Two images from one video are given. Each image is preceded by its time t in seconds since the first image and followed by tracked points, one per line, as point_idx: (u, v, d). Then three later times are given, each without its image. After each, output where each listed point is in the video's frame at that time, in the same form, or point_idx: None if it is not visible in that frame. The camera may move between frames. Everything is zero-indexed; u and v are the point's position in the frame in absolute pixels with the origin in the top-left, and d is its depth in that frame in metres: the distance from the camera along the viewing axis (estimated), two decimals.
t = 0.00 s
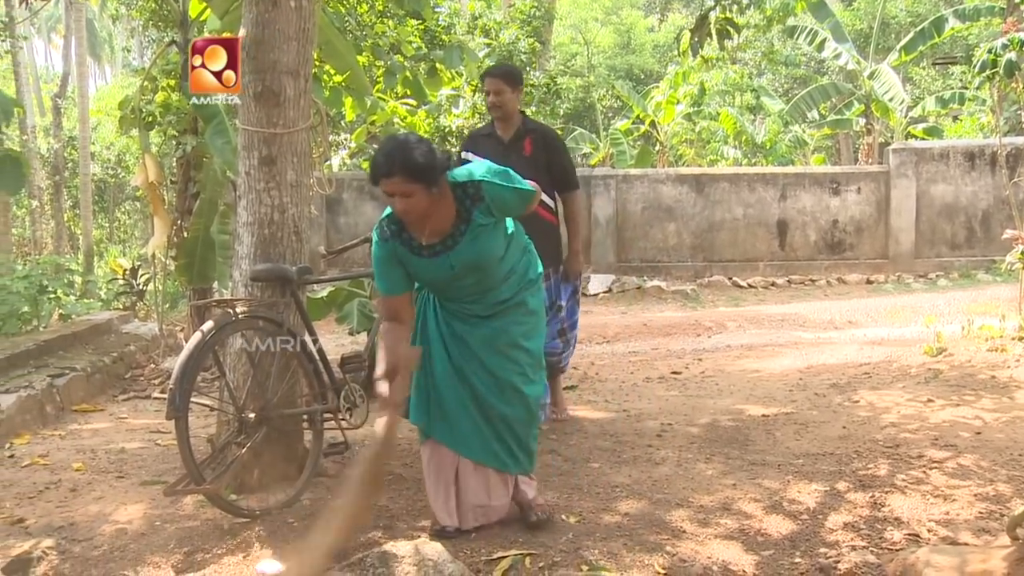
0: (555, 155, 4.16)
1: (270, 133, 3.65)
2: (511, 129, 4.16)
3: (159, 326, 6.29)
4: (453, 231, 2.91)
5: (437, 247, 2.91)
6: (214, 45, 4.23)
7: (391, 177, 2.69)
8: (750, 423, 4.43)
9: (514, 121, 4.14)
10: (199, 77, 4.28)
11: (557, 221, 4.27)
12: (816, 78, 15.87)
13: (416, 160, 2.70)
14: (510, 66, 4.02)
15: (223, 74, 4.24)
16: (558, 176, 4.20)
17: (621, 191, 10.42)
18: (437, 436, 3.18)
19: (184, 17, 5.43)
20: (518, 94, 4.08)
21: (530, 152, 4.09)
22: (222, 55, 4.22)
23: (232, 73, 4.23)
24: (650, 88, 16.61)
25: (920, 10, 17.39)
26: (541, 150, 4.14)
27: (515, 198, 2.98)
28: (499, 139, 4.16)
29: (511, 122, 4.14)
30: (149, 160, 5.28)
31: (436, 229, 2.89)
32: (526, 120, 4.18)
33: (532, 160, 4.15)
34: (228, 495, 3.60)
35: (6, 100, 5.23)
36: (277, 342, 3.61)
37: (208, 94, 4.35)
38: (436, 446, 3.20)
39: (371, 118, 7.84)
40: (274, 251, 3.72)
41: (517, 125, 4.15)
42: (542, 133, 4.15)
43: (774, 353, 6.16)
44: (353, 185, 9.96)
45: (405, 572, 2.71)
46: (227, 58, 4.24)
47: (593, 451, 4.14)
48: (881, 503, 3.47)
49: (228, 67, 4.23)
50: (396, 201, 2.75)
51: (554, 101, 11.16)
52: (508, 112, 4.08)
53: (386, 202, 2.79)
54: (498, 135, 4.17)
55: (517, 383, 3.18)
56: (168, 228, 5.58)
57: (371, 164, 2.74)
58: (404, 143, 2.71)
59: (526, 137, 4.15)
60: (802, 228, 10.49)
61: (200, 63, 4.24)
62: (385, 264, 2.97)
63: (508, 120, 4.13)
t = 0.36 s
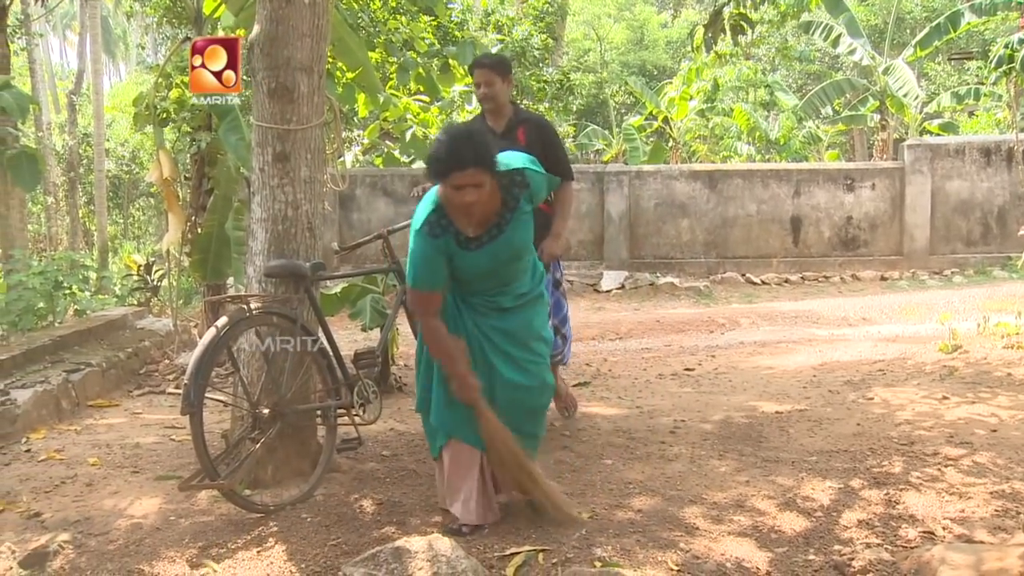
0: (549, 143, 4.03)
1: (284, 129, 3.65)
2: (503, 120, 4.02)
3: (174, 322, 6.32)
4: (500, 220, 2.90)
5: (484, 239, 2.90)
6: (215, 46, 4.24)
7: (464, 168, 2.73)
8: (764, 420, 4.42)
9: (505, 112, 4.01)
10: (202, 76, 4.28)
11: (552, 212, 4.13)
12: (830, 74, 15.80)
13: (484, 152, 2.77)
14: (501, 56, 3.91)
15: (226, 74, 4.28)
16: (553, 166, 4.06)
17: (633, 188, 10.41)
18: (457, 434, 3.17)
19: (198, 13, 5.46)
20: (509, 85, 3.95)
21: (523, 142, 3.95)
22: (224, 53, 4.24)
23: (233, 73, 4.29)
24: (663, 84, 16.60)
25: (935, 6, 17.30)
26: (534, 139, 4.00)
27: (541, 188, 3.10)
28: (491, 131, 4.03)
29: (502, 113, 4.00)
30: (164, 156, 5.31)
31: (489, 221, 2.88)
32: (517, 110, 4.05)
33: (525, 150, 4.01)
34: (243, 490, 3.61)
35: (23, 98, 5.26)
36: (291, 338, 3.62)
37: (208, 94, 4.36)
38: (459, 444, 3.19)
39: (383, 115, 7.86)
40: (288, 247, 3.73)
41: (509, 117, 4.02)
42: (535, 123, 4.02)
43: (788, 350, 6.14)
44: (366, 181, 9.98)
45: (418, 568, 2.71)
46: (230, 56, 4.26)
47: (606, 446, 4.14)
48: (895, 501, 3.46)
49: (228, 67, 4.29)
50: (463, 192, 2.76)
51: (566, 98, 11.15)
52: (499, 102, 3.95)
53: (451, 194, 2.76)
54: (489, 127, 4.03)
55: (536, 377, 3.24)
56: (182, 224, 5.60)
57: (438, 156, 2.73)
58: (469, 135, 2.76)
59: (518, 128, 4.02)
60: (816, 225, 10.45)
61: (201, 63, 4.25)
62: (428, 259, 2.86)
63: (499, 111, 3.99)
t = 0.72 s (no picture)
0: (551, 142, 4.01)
1: (287, 128, 3.65)
2: (507, 117, 3.98)
3: (177, 321, 6.33)
4: (552, 219, 2.93)
5: (537, 236, 2.90)
6: (215, 46, 4.26)
7: (547, 163, 2.71)
8: (767, 419, 4.42)
9: (507, 109, 3.98)
10: (201, 76, 4.34)
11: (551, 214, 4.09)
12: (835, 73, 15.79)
13: (563, 151, 2.76)
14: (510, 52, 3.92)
15: (224, 74, 4.34)
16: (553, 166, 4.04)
17: (637, 187, 10.40)
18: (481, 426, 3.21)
19: (202, 12, 5.47)
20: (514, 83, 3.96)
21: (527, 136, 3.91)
22: (223, 55, 4.27)
23: (233, 73, 4.34)
24: (667, 83, 16.60)
25: (940, 5, 17.29)
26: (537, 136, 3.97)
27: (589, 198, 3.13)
28: (492, 127, 3.98)
29: (506, 109, 3.97)
30: (167, 156, 5.32)
31: (542, 217, 2.90)
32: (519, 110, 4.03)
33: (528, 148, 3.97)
34: (247, 490, 3.60)
35: (27, 97, 5.27)
36: (295, 338, 3.62)
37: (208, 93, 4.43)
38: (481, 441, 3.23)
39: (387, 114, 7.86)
40: (292, 246, 3.73)
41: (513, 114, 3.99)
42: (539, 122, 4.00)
43: (791, 349, 6.13)
44: (369, 181, 9.99)
45: (422, 567, 2.72)
46: (228, 56, 4.29)
47: (609, 446, 4.14)
48: (899, 500, 3.45)
49: (226, 67, 4.35)
50: (538, 187, 2.74)
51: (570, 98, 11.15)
52: (503, 97, 3.92)
53: (525, 187, 2.73)
54: (491, 123, 3.99)
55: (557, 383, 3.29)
56: (186, 223, 5.61)
57: (518, 148, 2.70)
58: (548, 131, 2.74)
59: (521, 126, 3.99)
60: (820, 224, 10.44)
61: (201, 64, 4.32)
62: (478, 245, 2.81)
63: (503, 107, 3.96)
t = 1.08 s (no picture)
0: (550, 141, 4.02)
1: (282, 129, 3.65)
2: (507, 116, 3.98)
3: (172, 322, 6.32)
4: (617, 223, 2.93)
5: (605, 238, 2.91)
6: (215, 45, 4.18)
7: (620, 165, 2.74)
8: (763, 420, 4.43)
9: (508, 108, 3.97)
10: (202, 76, 4.21)
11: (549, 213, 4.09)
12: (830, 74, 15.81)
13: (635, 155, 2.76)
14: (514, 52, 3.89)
15: (224, 74, 4.20)
16: (550, 166, 4.05)
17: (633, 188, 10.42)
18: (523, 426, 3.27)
19: (196, 12, 5.47)
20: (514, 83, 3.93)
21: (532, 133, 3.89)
22: (224, 53, 4.17)
23: (233, 72, 4.20)
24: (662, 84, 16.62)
25: (934, 5, 17.32)
26: (537, 135, 3.98)
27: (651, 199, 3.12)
28: (493, 126, 3.98)
29: (508, 107, 3.95)
30: (162, 156, 5.32)
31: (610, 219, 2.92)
32: (518, 110, 4.03)
33: (527, 147, 3.97)
34: (242, 490, 3.61)
35: (21, 97, 5.25)
36: (289, 339, 3.62)
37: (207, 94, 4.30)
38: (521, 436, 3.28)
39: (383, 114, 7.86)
40: (286, 247, 3.72)
41: (513, 113, 3.98)
42: (538, 121, 4.00)
43: (786, 350, 6.14)
44: (364, 181, 9.98)
45: (417, 567, 2.71)
46: (229, 56, 4.19)
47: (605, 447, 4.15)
48: (894, 500, 3.46)
49: (228, 68, 4.20)
50: (610, 189, 2.78)
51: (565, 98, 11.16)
52: (506, 95, 3.91)
53: (599, 189, 2.76)
54: (492, 122, 3.99)
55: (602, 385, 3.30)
56: (181, 224, 5.60)
57: (595, 150, 2.73)
58: (624, 134, 2.77)
59: (520, 125, 3.99)
60: (815, 224, 10.45)
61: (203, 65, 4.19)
62: (554, 248, 2.80)
63: (505, 106, 3.95)
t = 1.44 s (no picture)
0: (539, 146, 4.00)
1: (270, 132, 3.64)
2: (496, 120, 3.98)
3: (160, 326, 6.30)
4: (653, 235, 2.92)
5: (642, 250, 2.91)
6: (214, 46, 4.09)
7: (665, 177, 2.72)
8: (750, 423, 4.44)
9: (497, 112, 3.97)
10: (199, 75, 4.12)
11: (539, 217, 4.07)
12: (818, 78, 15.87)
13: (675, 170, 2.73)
14: (502, 56, 3.89)
15: (223, 74, 4.12)
16: (540, 170, 4.03)
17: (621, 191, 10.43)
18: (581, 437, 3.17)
19: (184, 16, 5.47)
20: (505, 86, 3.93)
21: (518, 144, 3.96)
22: (222, 52, 4.09)
23: (232, 73, 4.12)
24: (650, 88, 16.67)
25: (921, 10, 17.43)
26: (525, 140, 3.96)
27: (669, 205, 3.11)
28: (481, 130, 3.98)
29: (497, 112, 3.95)
30: (150, 160, 5.31)
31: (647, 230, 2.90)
32: (508, 113, 4.02)
33: (514, 151, 3.96)
34: (229, 495, 3.58)
35: (7, 101, 5.23)
36: (277, 343, 3.60)
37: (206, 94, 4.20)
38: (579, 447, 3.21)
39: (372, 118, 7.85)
40: (274, 251, 3.72)
41: (503, 117, 3.97)
42: (526, 125, 3.98)
43: (774, 353, 6.15)
44: (353, 185, 9.96)
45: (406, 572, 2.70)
46: (228, 56, 4.10)
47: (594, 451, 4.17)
48: (881, 503, 3.47)
49: (227, 67, 4.12)
50: (658, 203, 2.75)
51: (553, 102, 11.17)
52: (494, 99, 3.91)
53: (645, 204, 2.73)
54: (480, 126, 3.99)
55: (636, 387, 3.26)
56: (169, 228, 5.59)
57: (640, 167, 2.71)
58: (665, 150, 2.73)
59: (509, 128, 3.97)
60: (804, 228, 10.49)
61: (201, 63, 4.10)
62: (602, 262, 2.77)
63: (495, 110, 3.94)
